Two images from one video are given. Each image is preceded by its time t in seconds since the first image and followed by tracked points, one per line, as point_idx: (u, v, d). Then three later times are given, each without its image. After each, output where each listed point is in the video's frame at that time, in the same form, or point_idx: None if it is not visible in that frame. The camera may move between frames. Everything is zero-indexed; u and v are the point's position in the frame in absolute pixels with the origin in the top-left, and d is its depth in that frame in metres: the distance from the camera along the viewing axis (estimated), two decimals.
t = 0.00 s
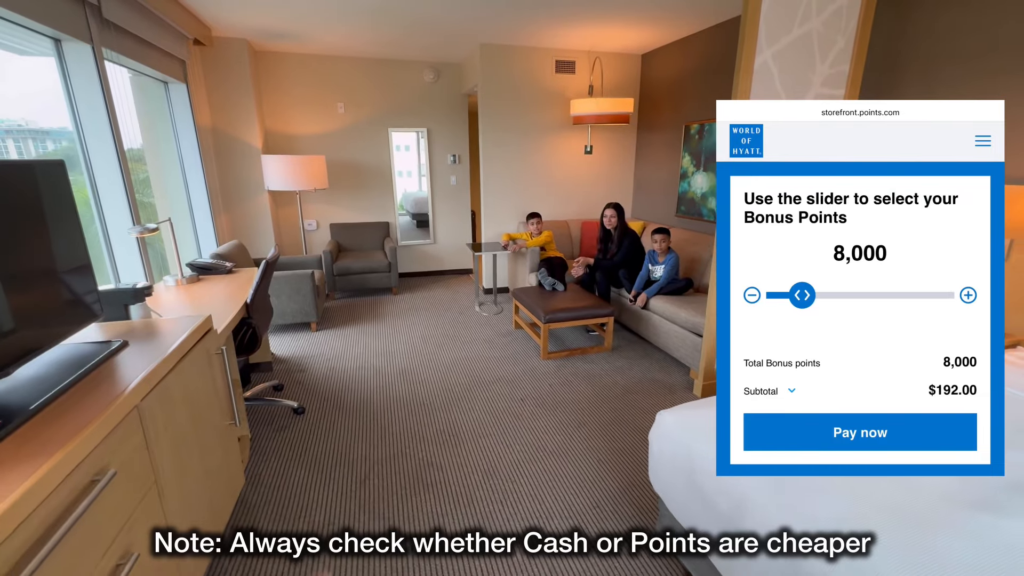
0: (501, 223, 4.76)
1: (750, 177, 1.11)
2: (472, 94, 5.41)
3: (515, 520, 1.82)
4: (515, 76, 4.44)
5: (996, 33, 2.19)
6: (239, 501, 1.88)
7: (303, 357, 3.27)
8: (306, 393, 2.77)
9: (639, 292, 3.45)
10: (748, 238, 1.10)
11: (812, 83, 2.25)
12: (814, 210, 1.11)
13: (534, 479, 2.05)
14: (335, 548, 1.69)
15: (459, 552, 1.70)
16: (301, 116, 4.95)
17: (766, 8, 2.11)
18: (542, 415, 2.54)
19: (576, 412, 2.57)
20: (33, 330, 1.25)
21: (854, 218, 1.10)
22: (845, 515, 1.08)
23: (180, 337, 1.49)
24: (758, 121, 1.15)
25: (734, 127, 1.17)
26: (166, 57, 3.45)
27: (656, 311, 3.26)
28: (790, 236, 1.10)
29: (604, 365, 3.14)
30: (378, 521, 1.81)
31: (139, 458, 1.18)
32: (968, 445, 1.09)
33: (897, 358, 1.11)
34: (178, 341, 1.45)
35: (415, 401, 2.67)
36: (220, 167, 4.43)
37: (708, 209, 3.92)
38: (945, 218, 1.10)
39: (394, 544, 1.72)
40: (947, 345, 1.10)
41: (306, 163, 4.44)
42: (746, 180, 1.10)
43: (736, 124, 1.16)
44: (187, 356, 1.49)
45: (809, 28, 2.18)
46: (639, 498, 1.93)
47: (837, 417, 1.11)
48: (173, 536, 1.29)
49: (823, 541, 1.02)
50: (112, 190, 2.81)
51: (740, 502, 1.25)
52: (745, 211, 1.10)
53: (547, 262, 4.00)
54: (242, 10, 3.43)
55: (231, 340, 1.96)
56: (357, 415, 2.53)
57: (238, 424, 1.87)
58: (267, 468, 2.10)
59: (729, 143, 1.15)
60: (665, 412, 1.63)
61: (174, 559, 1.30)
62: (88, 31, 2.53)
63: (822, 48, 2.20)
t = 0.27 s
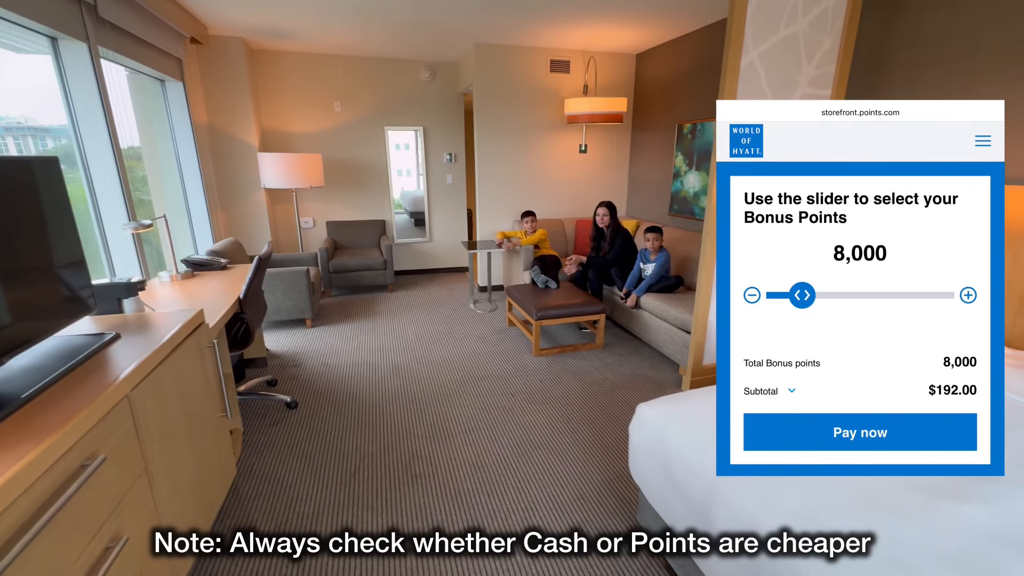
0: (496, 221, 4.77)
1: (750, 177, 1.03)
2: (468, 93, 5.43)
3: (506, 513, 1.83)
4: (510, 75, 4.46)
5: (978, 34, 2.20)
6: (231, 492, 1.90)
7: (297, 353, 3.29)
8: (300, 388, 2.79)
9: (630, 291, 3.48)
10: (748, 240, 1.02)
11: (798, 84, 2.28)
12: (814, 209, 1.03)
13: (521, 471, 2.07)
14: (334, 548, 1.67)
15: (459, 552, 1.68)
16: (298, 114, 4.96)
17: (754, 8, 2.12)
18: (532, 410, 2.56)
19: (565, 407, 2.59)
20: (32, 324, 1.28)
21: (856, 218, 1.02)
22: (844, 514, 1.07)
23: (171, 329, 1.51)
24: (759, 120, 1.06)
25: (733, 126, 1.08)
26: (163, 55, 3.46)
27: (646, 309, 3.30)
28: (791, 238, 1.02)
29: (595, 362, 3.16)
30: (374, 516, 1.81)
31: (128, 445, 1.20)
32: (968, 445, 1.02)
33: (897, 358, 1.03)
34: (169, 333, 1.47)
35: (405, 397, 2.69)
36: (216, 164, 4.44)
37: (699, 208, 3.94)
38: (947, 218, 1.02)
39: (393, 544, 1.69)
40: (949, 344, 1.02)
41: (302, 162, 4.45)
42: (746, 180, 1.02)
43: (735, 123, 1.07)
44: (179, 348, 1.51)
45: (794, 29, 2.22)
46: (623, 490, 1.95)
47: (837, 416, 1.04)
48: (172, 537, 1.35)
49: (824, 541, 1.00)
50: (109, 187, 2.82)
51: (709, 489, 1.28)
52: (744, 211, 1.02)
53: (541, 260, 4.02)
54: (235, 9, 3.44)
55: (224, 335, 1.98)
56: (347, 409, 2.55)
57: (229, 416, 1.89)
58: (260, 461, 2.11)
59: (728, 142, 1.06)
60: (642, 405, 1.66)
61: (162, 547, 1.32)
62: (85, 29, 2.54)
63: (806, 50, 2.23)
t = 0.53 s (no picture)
0: (492, 219, 4.80)
1: (750, 176, 0.87)
2: (464, 93, 5.45)
3: (496, 504, 1.85)
4: (504, 76, 4.49)
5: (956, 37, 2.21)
6: (226, 481, 1.93)
7: (293, 348, 3.32)
8: (297, 382, 2.82)
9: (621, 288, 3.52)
10: (747, 243, 0.86)
11: (783, 85, 2.32)
12: (813, 209, 0.87)
13: (509, 462, 2.10)
14: (334, 548, 1.64)
15: (459, 552, 1.65)
16: (295, 113, 4.99)
17: (738, 10, 2.14)
18: (522, 405, 2.59)
19: (555, 402, 2.62)
20: (34, 317, 1.31)
21: (857, 219, 0.87)
22: (845, 515, 1.08)
23: (168, 321, 1.55)
24: (759, 120, 0.92)
25: (732, 127, 0.93)
26: (162, 55, 3.49)
27: (636, 306, 3.33)
28: (792, 240, 0.86)
29: (585, 358, 3.18)
30: (367, 505, 1.84)
31: (126, 430, 1.23)
32: (968, 445, 0.87)
33: (896, 357, 0.87)
34: (166, 325, 1.50)
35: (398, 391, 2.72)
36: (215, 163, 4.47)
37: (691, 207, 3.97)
38: (948, 219, 0.85)
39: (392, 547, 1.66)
40: (948, 343, 0.86)
41: (300, 160, 4.48)
42: (747, 180, 0.87)
43: (734, 123, 0.92)
44: (176, 339, 1.54)
45: (780, 31, 2.24)
46: (605, 479, 1.99)
47: (836, 415, 0.88)
48: (172, 538, 1.41)
49: (824, 541, 0.99)
50: (109, 185, 2.85)
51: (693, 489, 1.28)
52: (743, 212, 0.86)
53: (535, 258, 4.05)
54: (229, 10, 3.47)
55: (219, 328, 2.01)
56: (340, 403, 2.58)
57: (225, 408, 1.91)
58: (254, 451, 2.15)
59: (727, 142, 0.90)
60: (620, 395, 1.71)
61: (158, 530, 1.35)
62: (85, 31, 2.58)
63: (790, 52, 2.27)
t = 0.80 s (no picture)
0: (495, 217, 4.84)
1: (751, 176, 0.88)
2: (468, 92, 5.49)
3: (495, 494, 1.88)
4: (506, 76, 4.52)
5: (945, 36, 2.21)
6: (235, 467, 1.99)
7: (299, 343, 3.38)
8: (303, 374, 2.88)
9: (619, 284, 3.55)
10: (748, 243, 0.87)
11: (777, 84, 2.35)
12: (814, 209, 0.88)
13: (507, 451, 2.15)
14: (334, 548, 1.63)
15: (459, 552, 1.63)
16: (301, 114, 5.05)
17: (732, 11, 2.18)
18: (520, 397, 2.62)
19: (554, 394, 2.66)
20: (52, 309, 1.37)
21: (857, 219, 0.88)
22: (845, 516, 1.07)
23: (182, 313, 1.60)
24: (759, 119, 0.90)
25: (733, 127, 0.91)
26: (173, 58, 3.56)
27: (635, 302, 3.36)
28: (792, 240, 0.87)
29: (583, 353, 3.21)
30: (369, 494, 1.88)
31: (143, 414, 1.29)
32: (967, 445, 0.90)
33: (897, 356, 0.89)
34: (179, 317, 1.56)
35: (401, 384, 2.76)
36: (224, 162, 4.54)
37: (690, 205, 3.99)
38: (948, 219, 0.87)
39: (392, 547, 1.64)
40: (948, 343, 0.88)
41: (306, 159, 4.54)
42: (747, 180, 0.88)
43: (735, 123, 0.90)
44: (189, 330, 1.60)
45: (772, 33, 2.28)
46: (599, 468, 2.03)
47: (836, 415, 0.90)
48: (172, 537, 1.39)
49: (825, 541, 0.97)
50: (123, 184, 2.92)
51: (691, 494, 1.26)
52: (744, 211, 0.87)
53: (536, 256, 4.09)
54: (235, 12, 3.54)
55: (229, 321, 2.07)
56: (345, 395, 2.63)
57: (234, 398, 1.97)
58: (262, 440, 2.21)
59: (727, 142, 0.89)
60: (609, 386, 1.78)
61: (172, 512, 1.40)
62: (100, 35, 2.65)
63: (784, 52, 2.31)
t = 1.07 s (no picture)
0: (494, 216, 4.87)
1: (750, 176, 0.75)
2: (466, 92, 5.51)
3: (491, 485, 1.92)
4: (505, 76, 4.55)
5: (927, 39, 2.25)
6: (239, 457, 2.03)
7: (300, 338, 3.41)
8: (305, 369, 2.91)
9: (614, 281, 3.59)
10: (747, 243, 0.74)
11: (768, 84, 2.39)
12: (813, 209, 0.75)
13: (503, 443, 2.19)
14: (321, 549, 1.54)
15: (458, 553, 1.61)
16: (301, 113, 5.07)
17: (723, 13, 2.21)
18: (517, 391, 2.66)
19: (550, 388, 2.69)
20: (57, 304, 1.40)
21: (858, 219, 0.75)
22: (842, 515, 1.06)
23: (186, 307, 1.64)
24: (760, 118, 0.77)
25: (732, 126, 0.79)
26: (176, 58, 3.59)
27: (630, 298, 3.40)
28: (791, 241, 0.74)
29: (579, 349, 3.24)
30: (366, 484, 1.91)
31: (153, 401, 1.34)
32: (968, 446, 0.76)
33: (896, 356, 0.75)
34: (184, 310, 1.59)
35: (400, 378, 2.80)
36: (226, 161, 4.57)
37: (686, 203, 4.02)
38: (949, 219, 0.75)
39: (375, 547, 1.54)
40: (945, 340, 0.75)
41: (306, 158, 4.56)
42: (747, 179, 0.75)
43: (734, 122, 0.78)
44: (195, 322, 1.64)
45: (763, 34, 2.31)
46: (592, 459, 2.07)
47: (836, 414, 0.74)
48: (171, 537, 1.34)
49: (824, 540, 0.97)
50: (126, 181, 2.95)
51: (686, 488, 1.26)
52: (742, 211, 0.74)
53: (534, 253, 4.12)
54: (234, 13, 3.57)
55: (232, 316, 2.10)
56: (345, 388, 2.67)
57: (238, 390, 2.01)
58: (264, 431, 2.25)
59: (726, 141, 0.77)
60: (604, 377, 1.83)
61: (181, 497, 1.44)
62: (105, 36, 2.68)
63: (775, 53, 2.35)
